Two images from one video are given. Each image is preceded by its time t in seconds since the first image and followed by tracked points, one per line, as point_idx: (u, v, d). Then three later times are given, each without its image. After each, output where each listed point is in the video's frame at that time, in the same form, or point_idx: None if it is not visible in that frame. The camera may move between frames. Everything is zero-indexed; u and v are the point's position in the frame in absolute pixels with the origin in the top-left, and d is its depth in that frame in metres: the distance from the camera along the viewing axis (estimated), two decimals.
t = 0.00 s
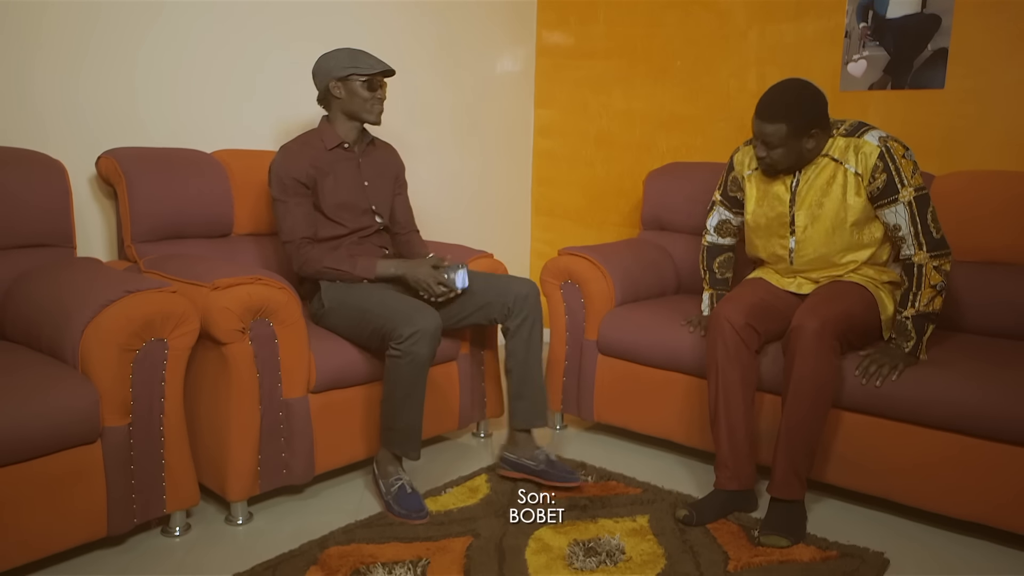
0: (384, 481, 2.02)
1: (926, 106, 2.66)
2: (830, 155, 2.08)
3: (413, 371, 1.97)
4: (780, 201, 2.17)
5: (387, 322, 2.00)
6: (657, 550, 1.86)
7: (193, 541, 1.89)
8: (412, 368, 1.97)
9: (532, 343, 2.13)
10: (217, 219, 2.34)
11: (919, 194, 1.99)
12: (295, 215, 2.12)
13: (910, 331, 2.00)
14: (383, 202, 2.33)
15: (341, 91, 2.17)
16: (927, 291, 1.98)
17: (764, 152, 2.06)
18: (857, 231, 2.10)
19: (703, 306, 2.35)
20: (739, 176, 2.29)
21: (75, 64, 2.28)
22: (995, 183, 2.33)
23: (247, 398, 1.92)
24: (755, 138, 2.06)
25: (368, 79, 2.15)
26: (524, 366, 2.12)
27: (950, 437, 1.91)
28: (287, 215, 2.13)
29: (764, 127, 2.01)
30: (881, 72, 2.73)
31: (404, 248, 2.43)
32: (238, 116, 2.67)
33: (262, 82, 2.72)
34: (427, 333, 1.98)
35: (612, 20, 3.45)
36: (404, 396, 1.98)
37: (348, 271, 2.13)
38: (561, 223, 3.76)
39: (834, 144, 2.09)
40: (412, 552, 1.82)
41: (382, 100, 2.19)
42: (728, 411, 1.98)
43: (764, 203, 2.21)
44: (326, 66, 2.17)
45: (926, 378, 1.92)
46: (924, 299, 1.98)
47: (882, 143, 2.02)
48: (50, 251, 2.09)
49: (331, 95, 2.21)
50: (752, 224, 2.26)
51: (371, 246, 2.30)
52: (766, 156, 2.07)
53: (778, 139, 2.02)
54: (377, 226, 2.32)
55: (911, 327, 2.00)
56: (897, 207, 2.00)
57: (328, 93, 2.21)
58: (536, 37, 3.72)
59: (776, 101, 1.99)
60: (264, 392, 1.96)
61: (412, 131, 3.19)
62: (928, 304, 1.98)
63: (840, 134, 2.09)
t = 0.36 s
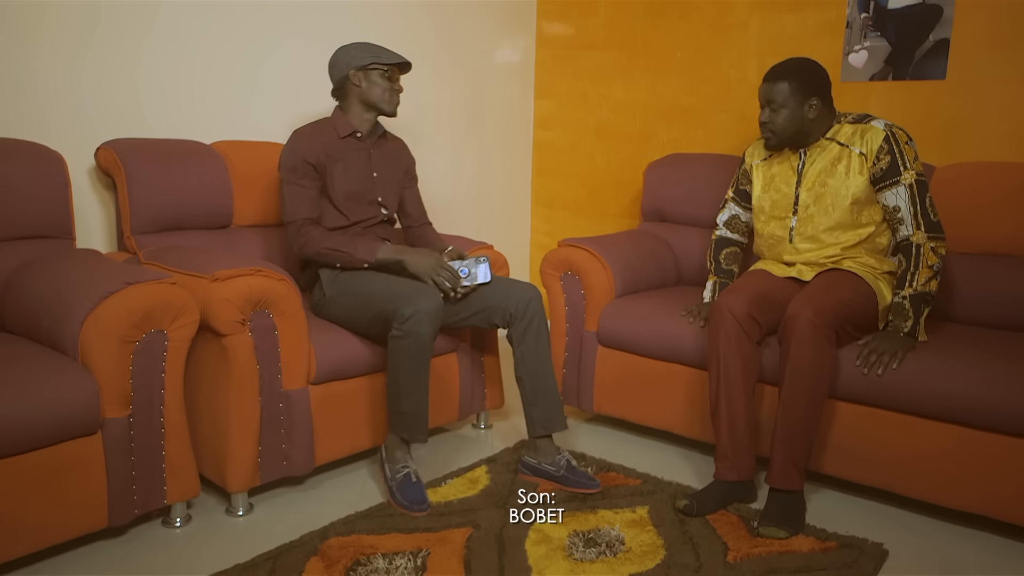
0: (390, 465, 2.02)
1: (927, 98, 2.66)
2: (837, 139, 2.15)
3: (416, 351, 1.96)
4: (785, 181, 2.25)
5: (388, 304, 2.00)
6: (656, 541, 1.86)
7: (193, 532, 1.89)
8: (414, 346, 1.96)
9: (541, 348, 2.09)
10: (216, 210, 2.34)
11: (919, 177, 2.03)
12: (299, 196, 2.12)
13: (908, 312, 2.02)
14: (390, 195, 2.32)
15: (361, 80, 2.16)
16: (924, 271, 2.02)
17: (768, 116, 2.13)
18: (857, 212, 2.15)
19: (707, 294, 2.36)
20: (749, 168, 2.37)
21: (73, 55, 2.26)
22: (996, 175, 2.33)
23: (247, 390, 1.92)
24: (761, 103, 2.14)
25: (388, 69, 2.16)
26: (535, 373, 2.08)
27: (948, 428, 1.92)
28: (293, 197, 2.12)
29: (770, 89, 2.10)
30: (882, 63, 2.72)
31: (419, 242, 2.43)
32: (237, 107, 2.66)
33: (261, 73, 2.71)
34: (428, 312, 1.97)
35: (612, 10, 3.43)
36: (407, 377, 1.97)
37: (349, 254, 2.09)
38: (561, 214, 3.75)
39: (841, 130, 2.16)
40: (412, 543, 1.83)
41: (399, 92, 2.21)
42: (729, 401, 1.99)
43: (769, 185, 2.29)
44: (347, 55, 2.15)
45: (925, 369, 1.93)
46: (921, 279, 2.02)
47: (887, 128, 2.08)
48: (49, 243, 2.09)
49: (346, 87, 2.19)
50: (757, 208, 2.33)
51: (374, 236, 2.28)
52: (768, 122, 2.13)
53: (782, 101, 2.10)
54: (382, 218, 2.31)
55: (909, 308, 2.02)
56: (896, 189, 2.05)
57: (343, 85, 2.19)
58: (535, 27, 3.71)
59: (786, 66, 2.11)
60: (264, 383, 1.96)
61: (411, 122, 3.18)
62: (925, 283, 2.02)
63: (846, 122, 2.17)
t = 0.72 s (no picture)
0: (420, 502, 1.86)
1: (928, 93, 2.65)
2: (842, 132, 2.20)
3: (419, 349, 1.85)
4: (789, 171, 2.29)
5: (390, 307, 1.95)
6: (656, 537, 1.87)
7: (193, 527, 1.90)
8: (416, 342, 1.85)
9: (543, 342, 2.09)
10: (216, 206, 2.34)
11: (924, 170, 2.07)
12: (316, 185, 2.09)
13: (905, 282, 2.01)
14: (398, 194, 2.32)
15: (381, 77, 2.12)
16: (927, 250, 2.03)
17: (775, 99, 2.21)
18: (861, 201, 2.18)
19: (710, 286, 2.37)
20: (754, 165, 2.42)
21: (73, 50, 2.26)
22: (994, 169, 2.32)
23: (246, 386, 1.92)
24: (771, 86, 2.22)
25: (409, 69, 2.12)
26: (538, 369, 2.08)
27: (948, 424, 1.92)
28: (310, 185, 2.09)
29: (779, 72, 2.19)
30: (883, 59, 2.71)
31: (435, 235, 2.43)
32: (238, 103, 2.66)
33: (261, 68, 2.70)
34: (429, 310, 1.90)
35: (612, 6, 3.42)
36: (416, 383, 1.84)
37: (366, 248, 2.03)
38: (561, 210, 3.75)
39: (846, 123, 2.21)
40: (413, 538, 1.83)
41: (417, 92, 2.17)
42: (731, 396, 1.98)
43: (774, 176, 2.33)
44: (368, 51, 2.11)
45: (924, 365, 1.93)
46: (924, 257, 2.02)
47: (895, 122, 2.12)
48: (49, 239, 2.09)
49: (365, 81, 2.16)
50: (762, 198, 2.36)
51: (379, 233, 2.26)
52: (774, 105, 2.21)
53: (788, 86, 2.18)
54: (388, 216, 2.30)
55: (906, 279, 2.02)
56: (903, 177, 2.07)
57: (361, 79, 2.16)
58: (536, 23, 3.70)
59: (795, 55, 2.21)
60: (264, 379, 1.96)
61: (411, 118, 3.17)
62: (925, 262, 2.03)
63: (851, 117, 2.21)
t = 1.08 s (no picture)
0: (421, 502, 1.85)
1: (927, 88, 2.65)
2: (849, 123, 2.24)
3: (418, 349, 1.84)
4: (794, 161, 2.32)
5: (390, 306, 1.94)
6: (656, 532, 1.87)
7: (194, 522, 1.90)
8: (414, 342, 1.85)
9: (544, 336, 2.09)
10: (216, 201, 2.34)
11: (926, 160, 2.12)
12: (328, 189, 2.05)
13: (876, 235, 2.07)
14: (407, 193, 2.28)
15: (397, 72, 2.07)
16: (909, 222, 2.09)
17: (782, 91, 2.25)
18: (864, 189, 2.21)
19: (725, 273, 2.41)
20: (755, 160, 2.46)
21: (73, 46, 2.25)
22: (991, 164, 2.33)
23: (247, 381, 1.92)
24: (778, 80, 2.27)
25: (425, 65, 2.08)
26: (539, 363, 2.09)
27: (947, 419, 1.92)
28: (320, 189, 2.06)
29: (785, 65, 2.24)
30: (883, 53, 2.71)
31: (443, 235, 2.40)
32: (239, 98, 2.65)
33: (261, 63, 2.69)
34: (428, 309, 1.89)
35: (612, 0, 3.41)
36: (415, 382, 1.84)
37: (378, 258, 2.03)
38: (561, 205, 3.75)
39: (851, 115, 2.25)
40: (413, 533, 1.83)
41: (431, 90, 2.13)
42: (735, 389, 1.97)
43: (778, 167, 2.36)
44: (384, 44, 2.06)
45: (924, 360, 1.93)
46: (904, 227, 2.08)
47: (900, 114, 2.18)
48: (49, 234, 2.09)
49: (378, 76, 2.11)
50: (767, 188, 2.39)
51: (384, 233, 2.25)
52: (781, 97, 2.26)
53: (796, 79, 2.23)
54: (394, 216, 2.27)
55: (879, 236, 2.07)
56: (903, 165, 2.12)
57: (374, 75, 2.11)
58: (535, 17, 3.69)
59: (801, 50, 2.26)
60: (264, 374, 1.96)
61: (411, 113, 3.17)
62: (907, 233, 2.08)
63: (856, 110, 2.26)
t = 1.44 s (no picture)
0: (421, 501, 1.85)
1: (927, 87, 2.65)
2: (839, 122, 2.24)
3: (417, 347, 1.84)
4: (787, 162, 2.33)
5: (390, 304, 1.94)
6: (656, 531, 1.87)
7: (194, 521, 1.90)
8: (413, 341, 1.84)
9: (545, 337, 2.10)
10: (216, 200, 2.34)
11: (914, 154, 2.12)
12: (339, 197, 2.03)
13: (863, 230, 2.09)
14: (416, 195, 2.27)
15: (412, 79, 2.04)
16: (897, 217, 2.10)
17: (771, 108, 2.24)
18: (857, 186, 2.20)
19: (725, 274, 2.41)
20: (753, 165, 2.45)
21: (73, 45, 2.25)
22: (991, 163, 2.32)
23: (247, 380, 1.92)
24: (762, 100, 2.26)
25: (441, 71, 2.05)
26: (539, 362, 2.09)
27: (946, 418, 1.92)
28: (331, 196, 2.03)
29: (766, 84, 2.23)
30: (883, 53, 2.71)
31: (453, 237, 2.41)
32: (239, 98, 2.65)
33: (261, 62, 2.69)
34: (427, 308, 1.89)
35: None
36: (414, 381, 1.84)
37: (385, 268, 2.04)
38: (561, 204, 3.75)
39: (843, 114, 2.25)
40: (413, 532, 1.84)
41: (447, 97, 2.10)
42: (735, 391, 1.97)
43: (772, 171, 2.37)
44: (400, 50, 2.02)
45: (923, 359, 1.93)
46: (892, 221, 2.10)
47: (889, 109, 2.18)
48: (48, 233, 2.09)
49: (394, 81, 2.08)
50: (763, 191, 2.40)
51: (388, 238, 2.26)
52: (772, 114, 2.25)
53: (781, 93, 2.22)
54: (402, 220, 2.28)
55: (865, 230, 2.09)
56: (892, 160, 2.13)
57: (390, 79, 2.08)
58: (535, 16, 3.69)
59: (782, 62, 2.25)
60: (264, 373, 1.96)
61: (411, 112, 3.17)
62: (894, 227, 2.10)
63: (846, 109, 2.27)
